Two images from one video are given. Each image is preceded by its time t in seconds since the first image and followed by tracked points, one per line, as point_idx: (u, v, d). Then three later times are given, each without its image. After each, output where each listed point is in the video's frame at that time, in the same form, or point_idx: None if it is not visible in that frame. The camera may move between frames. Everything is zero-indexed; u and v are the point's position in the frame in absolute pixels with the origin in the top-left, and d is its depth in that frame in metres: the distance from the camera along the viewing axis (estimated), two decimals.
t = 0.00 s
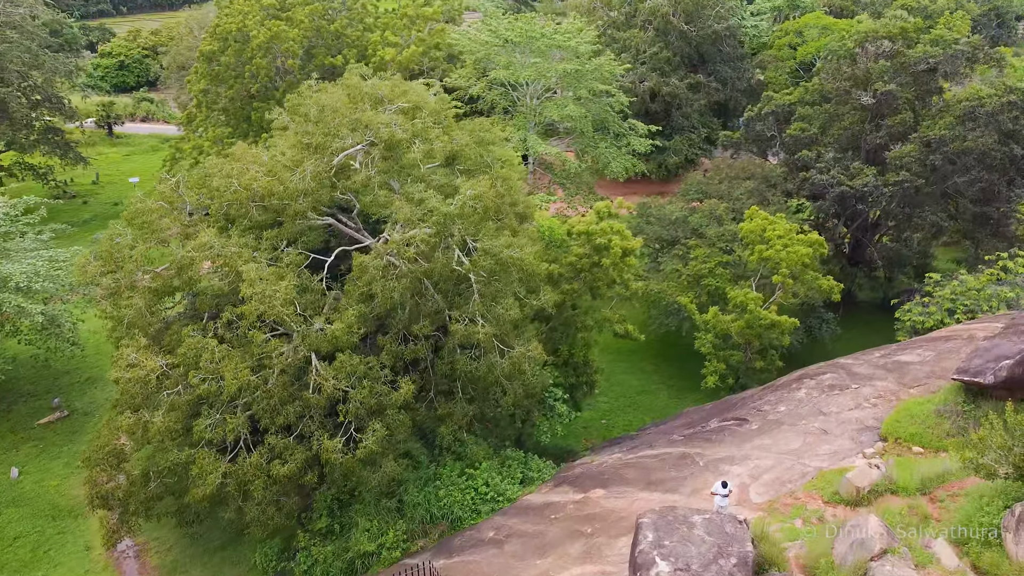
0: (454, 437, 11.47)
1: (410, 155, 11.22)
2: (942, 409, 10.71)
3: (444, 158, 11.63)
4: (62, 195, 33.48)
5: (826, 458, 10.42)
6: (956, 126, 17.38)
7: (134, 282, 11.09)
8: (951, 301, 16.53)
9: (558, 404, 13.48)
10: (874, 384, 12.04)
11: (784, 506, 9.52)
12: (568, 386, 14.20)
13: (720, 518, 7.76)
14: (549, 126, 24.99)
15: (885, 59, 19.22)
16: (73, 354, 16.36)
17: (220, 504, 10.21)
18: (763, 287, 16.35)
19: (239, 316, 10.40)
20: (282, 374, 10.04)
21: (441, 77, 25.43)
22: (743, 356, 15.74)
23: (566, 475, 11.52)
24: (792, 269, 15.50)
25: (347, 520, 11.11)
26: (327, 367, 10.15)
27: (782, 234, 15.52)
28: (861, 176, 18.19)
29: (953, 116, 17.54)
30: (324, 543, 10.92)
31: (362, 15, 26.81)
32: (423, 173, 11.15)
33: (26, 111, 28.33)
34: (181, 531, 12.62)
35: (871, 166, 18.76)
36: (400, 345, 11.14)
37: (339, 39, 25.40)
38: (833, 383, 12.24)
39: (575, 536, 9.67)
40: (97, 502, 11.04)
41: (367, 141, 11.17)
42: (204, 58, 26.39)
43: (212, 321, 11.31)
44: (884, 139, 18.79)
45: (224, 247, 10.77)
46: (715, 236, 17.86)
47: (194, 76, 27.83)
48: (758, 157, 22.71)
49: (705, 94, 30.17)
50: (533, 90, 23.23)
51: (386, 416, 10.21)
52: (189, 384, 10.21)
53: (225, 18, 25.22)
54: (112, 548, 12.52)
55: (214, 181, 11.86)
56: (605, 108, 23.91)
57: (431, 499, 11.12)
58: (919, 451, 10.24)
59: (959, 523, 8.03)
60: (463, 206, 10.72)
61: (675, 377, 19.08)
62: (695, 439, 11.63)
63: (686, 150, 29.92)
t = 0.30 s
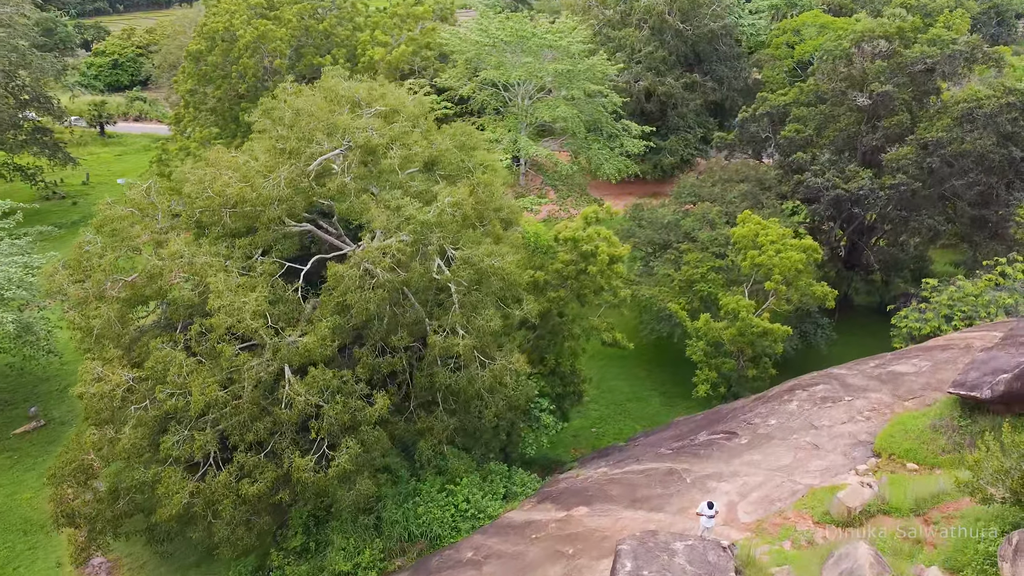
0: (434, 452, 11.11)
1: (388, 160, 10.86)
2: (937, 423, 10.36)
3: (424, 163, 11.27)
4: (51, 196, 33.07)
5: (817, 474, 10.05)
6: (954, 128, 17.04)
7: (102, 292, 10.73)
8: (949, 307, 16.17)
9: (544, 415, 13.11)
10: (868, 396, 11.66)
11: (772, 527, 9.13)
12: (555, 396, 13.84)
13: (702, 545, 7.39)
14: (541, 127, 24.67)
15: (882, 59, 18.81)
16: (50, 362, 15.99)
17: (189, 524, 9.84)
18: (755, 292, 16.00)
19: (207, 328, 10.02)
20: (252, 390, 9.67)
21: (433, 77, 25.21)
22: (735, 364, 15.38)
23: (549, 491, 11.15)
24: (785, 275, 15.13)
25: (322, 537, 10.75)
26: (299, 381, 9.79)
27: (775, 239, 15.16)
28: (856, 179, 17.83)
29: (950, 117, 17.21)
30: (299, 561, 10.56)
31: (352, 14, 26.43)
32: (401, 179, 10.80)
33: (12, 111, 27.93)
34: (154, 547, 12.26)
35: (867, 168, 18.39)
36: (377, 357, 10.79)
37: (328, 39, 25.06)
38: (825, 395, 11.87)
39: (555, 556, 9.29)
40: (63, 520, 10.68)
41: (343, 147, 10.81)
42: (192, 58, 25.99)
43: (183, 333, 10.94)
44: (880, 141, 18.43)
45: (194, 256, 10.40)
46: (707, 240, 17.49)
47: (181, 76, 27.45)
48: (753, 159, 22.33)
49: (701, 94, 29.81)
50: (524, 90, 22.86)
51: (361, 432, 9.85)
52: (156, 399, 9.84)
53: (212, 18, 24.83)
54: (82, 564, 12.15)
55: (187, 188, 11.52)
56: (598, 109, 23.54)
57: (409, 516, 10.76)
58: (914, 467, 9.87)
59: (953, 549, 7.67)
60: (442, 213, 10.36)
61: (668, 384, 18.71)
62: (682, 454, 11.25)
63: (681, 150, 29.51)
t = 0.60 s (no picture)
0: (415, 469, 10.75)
1: (365, 168, 10.48)
2: (935, 440, 9.97)
3: (404, 171, 10.88)
4: (40, 198, 32.66)
5: (810, 494, 9.66)
6: (953, 131, 16.66)
7: (69, 304, 10.35)
8: (948, 315, 15.82)
9: (531, 428, 12.74)
10: (864, 411, 11.28)
11: (763, 550, 8.74)
12: (543, 407, 13.47)
13: None
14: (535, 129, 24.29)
15: (880, 60, 18.36)
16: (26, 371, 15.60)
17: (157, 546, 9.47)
18: (749, 300, 15.62)
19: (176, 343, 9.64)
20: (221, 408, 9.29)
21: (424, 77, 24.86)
22: (729, 374, 14.99)
23: (534, 510, 10.78)
24: (780, 282, 14.74)
25: (298, 558, 10.39)
26: (271, 398, 9.44)
27: (769, 245, 14.76)
28: (853, 183, 17.46)
29: (949, 120, 16.85)
30: None
31: (343, 14, 26.02)
32: (379, 186, 10.43)
33: None
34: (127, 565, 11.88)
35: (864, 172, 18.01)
36: (355, 371, 10.44)
37: (318, 40, 24.66)
38: (820, 409, 11.49)
39: None
40: (29, 541, 10.30)
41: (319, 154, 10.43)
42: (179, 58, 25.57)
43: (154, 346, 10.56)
44: (878, 144, 18.06)
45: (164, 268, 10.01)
46: (701, 245, 17.10)
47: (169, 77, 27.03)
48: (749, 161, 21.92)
49: (698, 94, 29.37)
50: (516, 92, 22.46)
51: (336, 451, 9.49)
52: (122, 417, 9.46)
53: (199, 18, 24.42)
54: None
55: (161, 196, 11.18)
56: (591, 110, 23.13)
57: (388, 536, 10.39)
58: (911, 486, 9.49)
59: None
60: (420, 222, 9.99)
61: (661, 391, 18.32)
62: (671, 470, 10.87)
63: (679, 151, 28.97)
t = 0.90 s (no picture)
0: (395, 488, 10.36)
1: (343, 176, 10.07)
2: (936, 459, 9.60)
3: (384, 179, 10.47)
4: (29, 200, 32.21)
5: (806, 516, 9.26)
6: (953, 134, 16.26)
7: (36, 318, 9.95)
8: (948, 322, 15.41)
9: (518, 442, 12.35)
10: (862, 426, 10.89)
11: None
12: (531, 420, 13.07)
13: None
14: (529, 130, 23.85)
15: (879, 61, 17.94)
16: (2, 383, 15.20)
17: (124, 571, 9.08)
18: (745, 307, 15.22)
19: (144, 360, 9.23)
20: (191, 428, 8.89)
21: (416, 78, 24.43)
22: (724, 384, 14.58)
23: (519, 529, 10.40)
24: (776, 290, 14.33)
25: None
26: (243, 418, 9.05)
27: (765, 252, 14.35)
28: (851, 187, 17.06)
29: (949, 122, 16.47)
30: None
31: (333, 14, 25.57)
32: (357, 196, 10.03)
33: None
34: None
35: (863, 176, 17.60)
36: (333, 388, 10.07)
37: (308, 41, 24.26)
38: (816, 425, 11.11)
39: None
40: None
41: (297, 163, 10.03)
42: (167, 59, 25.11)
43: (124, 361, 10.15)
44: (876, 147, 17.67)
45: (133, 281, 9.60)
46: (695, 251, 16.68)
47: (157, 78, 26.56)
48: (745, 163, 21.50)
49: (694, 95, 28.90)
50: (508, 94, 22.03)
51: (311, 472, 9.10)
52: (87, 438, 9.06)
53: (187, 18, 23.98)
54: None
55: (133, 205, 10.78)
56: (585, 111, 22.71)
57: (368, 559, 9.92)
58: (910, 509, 9.12)
59: None
60: (399, 232, 9.59)
61: (656, 399, 17.92)
62: (662, 490, 10.48)
63: (675, 152, 28.45)
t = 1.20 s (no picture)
0: (376, 509, 9.96)
1: (321, 186, 9.67)
2: (938, 481, 9.22)
3: (365, 188, 10.08)
4: (19, 203, 31.80)
5: (802, 540, 8.85)
6: (955, 138, 15.86)
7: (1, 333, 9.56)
8: (950, 331, 15.03)
9: (506, 458, 11.95)
10: (861, 444, 10.50)
11: None
12: (520, 435, 12.67)
13: None
14: (523, 132, 23.45)
15: (879, 62, 17.50)
16: None
17: None
18: (742, 316, 14.84)
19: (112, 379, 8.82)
20: (160, 451, 8.48)
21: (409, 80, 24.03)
22: (720, 395, 14.19)
23: (505, 552, 10.00)
24: (773, 299, 13.95)
25: None
26: (214, 439, 8.66)
27: (762, 260, 13.96)
28: (851, 192, 16.66)
29: (951, 126, 16.07)
30: None
31: (324, 14, 25.14)
32: (335, 206, 9.64)
33: None
34: None
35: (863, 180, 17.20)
36: (311, 406, 9.68)
37: (299, 42, 23.91)
38: (813, 442, 10.71)
39: None
40: None
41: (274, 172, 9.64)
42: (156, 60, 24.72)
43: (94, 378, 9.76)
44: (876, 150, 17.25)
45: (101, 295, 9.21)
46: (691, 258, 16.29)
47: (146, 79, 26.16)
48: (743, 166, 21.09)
49: (692, 95, 28.45)
50: (501, 96, 21.61)
51: (285, 496, 8.70)
52: (52, 461, 8.67)
53: (175, 18, 23.59)
54: None
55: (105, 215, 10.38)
56: (580, 113, 22.30)
57: None
58: (912, 534, 8.71)
59: None
60: (378, 245, 9.19)
61: (652, 409, 17.53)
62: (654, 511, 10.08)
63: (672, 153, 28.06)
